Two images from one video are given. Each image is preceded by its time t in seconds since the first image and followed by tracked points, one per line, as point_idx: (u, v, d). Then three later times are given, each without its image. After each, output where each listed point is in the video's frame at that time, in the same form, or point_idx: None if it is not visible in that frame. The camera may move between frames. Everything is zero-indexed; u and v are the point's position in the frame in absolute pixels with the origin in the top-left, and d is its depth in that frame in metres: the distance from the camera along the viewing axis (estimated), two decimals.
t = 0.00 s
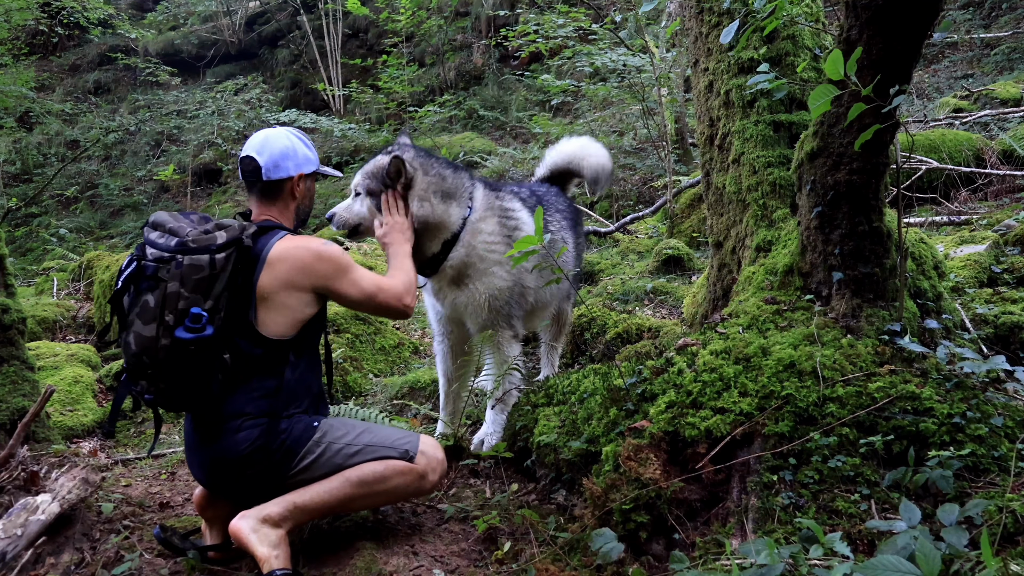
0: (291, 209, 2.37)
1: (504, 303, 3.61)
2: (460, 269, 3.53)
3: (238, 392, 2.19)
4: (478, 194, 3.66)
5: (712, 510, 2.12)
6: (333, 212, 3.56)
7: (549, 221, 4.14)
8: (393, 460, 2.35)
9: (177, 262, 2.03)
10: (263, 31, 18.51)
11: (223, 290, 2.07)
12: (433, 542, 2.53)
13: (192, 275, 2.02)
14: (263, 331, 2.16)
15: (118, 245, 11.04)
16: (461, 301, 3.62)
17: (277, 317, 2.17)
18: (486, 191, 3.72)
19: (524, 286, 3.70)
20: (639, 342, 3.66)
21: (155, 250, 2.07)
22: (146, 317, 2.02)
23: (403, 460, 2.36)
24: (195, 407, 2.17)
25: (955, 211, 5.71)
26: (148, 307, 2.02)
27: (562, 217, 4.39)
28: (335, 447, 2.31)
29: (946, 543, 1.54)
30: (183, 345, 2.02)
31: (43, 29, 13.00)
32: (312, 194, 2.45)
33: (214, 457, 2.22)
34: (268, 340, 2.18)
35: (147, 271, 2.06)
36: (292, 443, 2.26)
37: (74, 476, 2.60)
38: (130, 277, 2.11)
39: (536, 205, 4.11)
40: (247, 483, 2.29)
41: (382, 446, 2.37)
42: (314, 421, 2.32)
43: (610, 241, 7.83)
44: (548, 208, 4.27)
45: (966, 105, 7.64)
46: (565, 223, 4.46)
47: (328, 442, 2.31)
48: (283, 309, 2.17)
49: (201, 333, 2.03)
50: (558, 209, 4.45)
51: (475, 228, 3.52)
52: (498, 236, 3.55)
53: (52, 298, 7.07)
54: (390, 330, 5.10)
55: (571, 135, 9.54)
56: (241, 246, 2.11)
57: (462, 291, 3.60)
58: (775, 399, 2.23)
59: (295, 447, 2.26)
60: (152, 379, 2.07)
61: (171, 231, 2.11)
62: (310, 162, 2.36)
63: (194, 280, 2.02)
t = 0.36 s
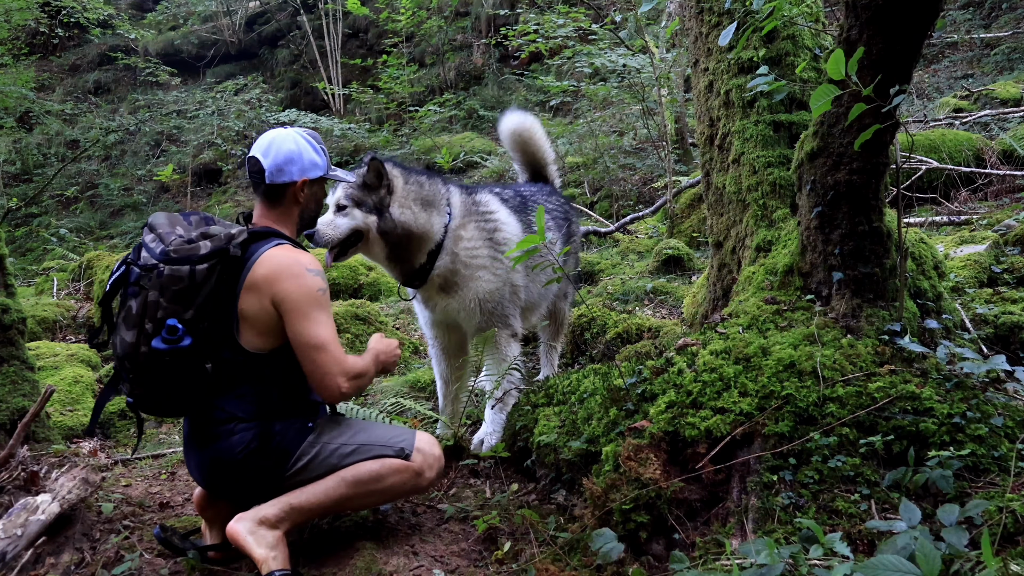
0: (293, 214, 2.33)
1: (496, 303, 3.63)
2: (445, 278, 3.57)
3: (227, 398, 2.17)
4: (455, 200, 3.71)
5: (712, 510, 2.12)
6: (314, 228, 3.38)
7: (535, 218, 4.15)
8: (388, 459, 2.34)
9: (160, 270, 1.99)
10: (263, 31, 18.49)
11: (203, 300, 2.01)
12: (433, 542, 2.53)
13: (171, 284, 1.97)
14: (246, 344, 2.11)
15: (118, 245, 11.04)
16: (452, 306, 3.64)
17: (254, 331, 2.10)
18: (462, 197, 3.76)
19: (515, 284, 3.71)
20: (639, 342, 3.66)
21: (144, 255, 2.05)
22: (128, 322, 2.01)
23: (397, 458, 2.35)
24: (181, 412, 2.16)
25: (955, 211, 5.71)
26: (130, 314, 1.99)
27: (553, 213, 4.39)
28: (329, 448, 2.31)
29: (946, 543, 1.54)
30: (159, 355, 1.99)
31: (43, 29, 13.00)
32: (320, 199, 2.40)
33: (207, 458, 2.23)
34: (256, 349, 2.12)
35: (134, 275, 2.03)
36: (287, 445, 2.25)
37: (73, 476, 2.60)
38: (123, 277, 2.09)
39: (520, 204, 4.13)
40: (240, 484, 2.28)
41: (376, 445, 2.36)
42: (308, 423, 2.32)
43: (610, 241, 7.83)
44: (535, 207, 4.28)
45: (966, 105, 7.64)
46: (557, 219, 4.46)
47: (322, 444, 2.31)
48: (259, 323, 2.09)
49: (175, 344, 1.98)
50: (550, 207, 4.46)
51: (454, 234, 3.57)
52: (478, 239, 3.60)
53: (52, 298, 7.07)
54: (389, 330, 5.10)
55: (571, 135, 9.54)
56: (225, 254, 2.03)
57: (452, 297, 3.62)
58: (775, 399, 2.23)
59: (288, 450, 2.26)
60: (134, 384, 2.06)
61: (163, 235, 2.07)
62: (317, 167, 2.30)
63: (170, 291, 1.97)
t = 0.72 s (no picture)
0: (302, 221, 2.31)
1: (491, 302, 3.62)
2: (441, 277, 3.58)
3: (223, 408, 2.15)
4: (451, 201, 3.76)
5: (712, 510, 2.12)
6: (340, 215, 3.38)
7: (529, 217, 4.17)
8: (386, 459, 2.34)
9: (160, 288, 1.95)
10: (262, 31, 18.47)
11: (203, 317, 2.00)
12: (433, 542, 2.53)
13: (172, 303, 1.95)
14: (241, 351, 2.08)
15: (118, 245, 11.04)
16: (447, 307, 3.64)
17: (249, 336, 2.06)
18: (457, 198, 3.80)
19: (508, 283, 3.73)
20: (639, 343, 3.66)
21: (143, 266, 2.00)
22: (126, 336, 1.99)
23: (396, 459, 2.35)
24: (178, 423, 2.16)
25: (955, 211, 5.71)
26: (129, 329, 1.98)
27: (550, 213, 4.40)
28: (325, 450, 2.30)
29: (946, 543, 1.54)
30: (159, 373, 1.99)
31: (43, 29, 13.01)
32: (330, 207, 2.39)
33: (201, 461, 2.23)
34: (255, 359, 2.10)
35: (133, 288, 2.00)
36: (282, 451, 2.24)
37: (74, 476, 2.60)
38: (121, 287, 2.06)
39: (515, 205, 4.15)
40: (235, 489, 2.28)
41: (374, 447, 2.36)
42: (304, 428, 2.31)
43: (610, 241, 7.83)
44: (530, 207, 4.30)
45: (966, 105, 7.64)
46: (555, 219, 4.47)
47: (318, 447, 2.30)
48: (264, 326, 2.06)
49: (177, 364, 1.98)
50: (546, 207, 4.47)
51: (451, 234, 3.60)
52: (473, 239, 3.63)
53: (52, 298, 7.07)
54: (390, 330, 5.10)
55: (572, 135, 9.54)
56: (228, 272, 2.00)
57: (447, 297, 3.61)
58: (775, 399, 2.23)
59: (283, 453, 2.25)
60: (131, 398, 2.05)
61: (164, 248, 2.02)
62: (330, 174, 2.29)
63: (170, 310, 1.95)
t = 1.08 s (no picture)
0: (332, 177, 2.28)
1: (496, 303, 3.64)
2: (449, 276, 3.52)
3: (221, 345, 2.03)
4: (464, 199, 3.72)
5: (712, 510, 2.12)
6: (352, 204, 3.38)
7: (528, 218, 4.18)
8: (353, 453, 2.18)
9: (188, 209, 1.91)
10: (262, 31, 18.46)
11: (224, 243, 1.93)
12: (433, 542, 2.53)
13: (199, 225, 1.90)
14: (253, 285, 2.00)
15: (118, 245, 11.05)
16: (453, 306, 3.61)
17: (274, 273, 2.01)
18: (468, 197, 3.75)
19: (512, 285, 3.75)
20: (639, 343, 3.66)
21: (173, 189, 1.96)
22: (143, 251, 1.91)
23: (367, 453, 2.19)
24: (176, 353, 2.03)
25: (955, 211, 5.71)
26: (146, 246, 1.90)
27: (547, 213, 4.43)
28: (308, 420, 2.14)
29: (946, 543, 1.54)
30: (169, 293, 1.90)
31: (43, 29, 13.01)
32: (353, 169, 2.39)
33: (185, 405, 2.06)
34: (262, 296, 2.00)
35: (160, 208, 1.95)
36: (266, 406, 2.08)
37: (74, 476, 2.60)
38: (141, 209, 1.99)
39: (517, 206, 4.17)
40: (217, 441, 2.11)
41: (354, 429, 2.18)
42: (290, 386, 2.13)
43: (610, 241, 7.83)
44: (530, 208, 4.33)
45: (966, 105, 7.64)
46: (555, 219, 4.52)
47: (298, 417, 2.13)
48: (281, 268, 2.01)
49: (190, 284, 1.90)
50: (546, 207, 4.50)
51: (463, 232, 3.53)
52: (484, 239, 3.62)
53: (52, 298, 7.07)
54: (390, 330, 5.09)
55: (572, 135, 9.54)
56: (255, 208, 1.98)
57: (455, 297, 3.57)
58: (775, 399, 2.23)
59: (270, 409, 2.09)
60: (134, 315, 1.93)
61: (196, 174, 1.99)
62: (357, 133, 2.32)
63: (196, 227, 1.90)
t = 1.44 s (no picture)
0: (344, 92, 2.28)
1: (499, 303, 3.65)
2: (454, 273, 3.45)
3: (247, 221, 1.88)
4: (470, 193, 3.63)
5: (712, 511, 2.11)
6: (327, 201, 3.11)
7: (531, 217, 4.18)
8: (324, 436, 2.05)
9: (246, 69, 1.86)
10: (262, 31, 18.44)
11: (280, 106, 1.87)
12: (433, 542, 2.53)
13: (257, 83, 1.84)
14: (291, 163, 1.90)
15: (118, 245, 11.05)
16: (457, 301, 3.57)
17: (311, 155, 1.93)
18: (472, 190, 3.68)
19: (516, 284, 3.75)
20: (639, 342, 3.66)
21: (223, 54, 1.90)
22: (195, 99, 1.79)
23: (345, 429, 2.07)
24: (201, 220, 1.85)
25: (955, 211, 5.71)
26: (196, 94, 1.79)
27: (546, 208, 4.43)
28: (314, 351, 2.00)
29: (946, 543, 1.54)
30: (220, 139, 1.75)
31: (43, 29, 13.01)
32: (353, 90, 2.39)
33: (202, 286, 1.86)
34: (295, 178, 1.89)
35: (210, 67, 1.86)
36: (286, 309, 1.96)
37: (73, 476, 2.60)
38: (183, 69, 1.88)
39: (518, 203, 4.15)
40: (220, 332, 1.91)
41: (344, 387, 2.04)
42: (306, 306, 2.04)
43: (610, 241, 7.83)
44: (530, 204, 4.31)
45: (966, 105, 7.65)
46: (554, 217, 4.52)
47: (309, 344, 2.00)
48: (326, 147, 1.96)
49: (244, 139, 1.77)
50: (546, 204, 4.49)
51: (467, 229, 3.44)
52: (488, 236, 3.58)
53: (52, 298, 7.08)
54: (390, 330, 5.08)
55: (572, 134, 9.55)
56: (307, 89, 1.96)
57: (458, 293, 3.55)
58: (775, 399, 2.23)
59: (290, 314, 1.97)
60: (172, 160, 1.75)
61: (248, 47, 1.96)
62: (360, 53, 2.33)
63: (256, 89, 1.83)
